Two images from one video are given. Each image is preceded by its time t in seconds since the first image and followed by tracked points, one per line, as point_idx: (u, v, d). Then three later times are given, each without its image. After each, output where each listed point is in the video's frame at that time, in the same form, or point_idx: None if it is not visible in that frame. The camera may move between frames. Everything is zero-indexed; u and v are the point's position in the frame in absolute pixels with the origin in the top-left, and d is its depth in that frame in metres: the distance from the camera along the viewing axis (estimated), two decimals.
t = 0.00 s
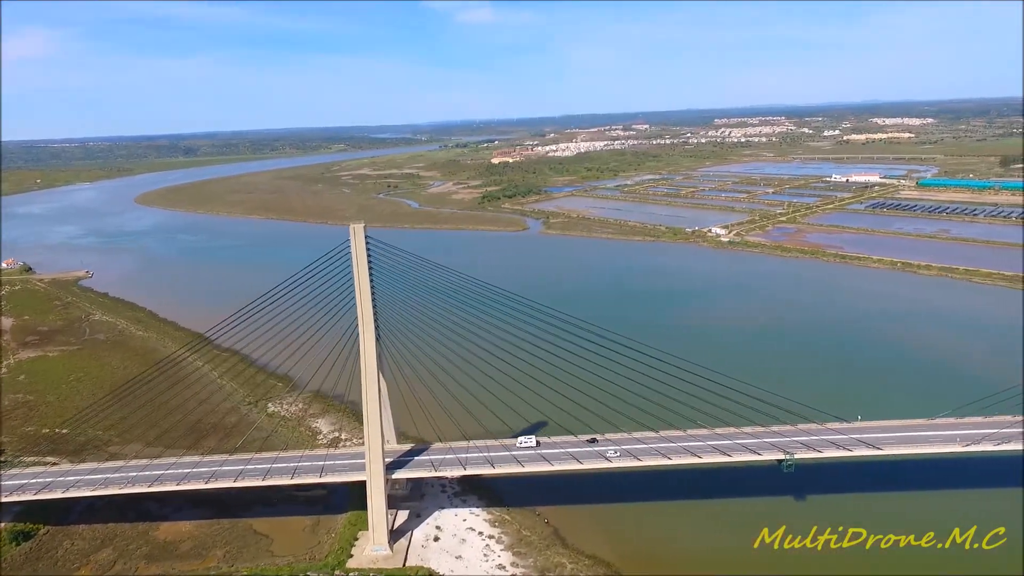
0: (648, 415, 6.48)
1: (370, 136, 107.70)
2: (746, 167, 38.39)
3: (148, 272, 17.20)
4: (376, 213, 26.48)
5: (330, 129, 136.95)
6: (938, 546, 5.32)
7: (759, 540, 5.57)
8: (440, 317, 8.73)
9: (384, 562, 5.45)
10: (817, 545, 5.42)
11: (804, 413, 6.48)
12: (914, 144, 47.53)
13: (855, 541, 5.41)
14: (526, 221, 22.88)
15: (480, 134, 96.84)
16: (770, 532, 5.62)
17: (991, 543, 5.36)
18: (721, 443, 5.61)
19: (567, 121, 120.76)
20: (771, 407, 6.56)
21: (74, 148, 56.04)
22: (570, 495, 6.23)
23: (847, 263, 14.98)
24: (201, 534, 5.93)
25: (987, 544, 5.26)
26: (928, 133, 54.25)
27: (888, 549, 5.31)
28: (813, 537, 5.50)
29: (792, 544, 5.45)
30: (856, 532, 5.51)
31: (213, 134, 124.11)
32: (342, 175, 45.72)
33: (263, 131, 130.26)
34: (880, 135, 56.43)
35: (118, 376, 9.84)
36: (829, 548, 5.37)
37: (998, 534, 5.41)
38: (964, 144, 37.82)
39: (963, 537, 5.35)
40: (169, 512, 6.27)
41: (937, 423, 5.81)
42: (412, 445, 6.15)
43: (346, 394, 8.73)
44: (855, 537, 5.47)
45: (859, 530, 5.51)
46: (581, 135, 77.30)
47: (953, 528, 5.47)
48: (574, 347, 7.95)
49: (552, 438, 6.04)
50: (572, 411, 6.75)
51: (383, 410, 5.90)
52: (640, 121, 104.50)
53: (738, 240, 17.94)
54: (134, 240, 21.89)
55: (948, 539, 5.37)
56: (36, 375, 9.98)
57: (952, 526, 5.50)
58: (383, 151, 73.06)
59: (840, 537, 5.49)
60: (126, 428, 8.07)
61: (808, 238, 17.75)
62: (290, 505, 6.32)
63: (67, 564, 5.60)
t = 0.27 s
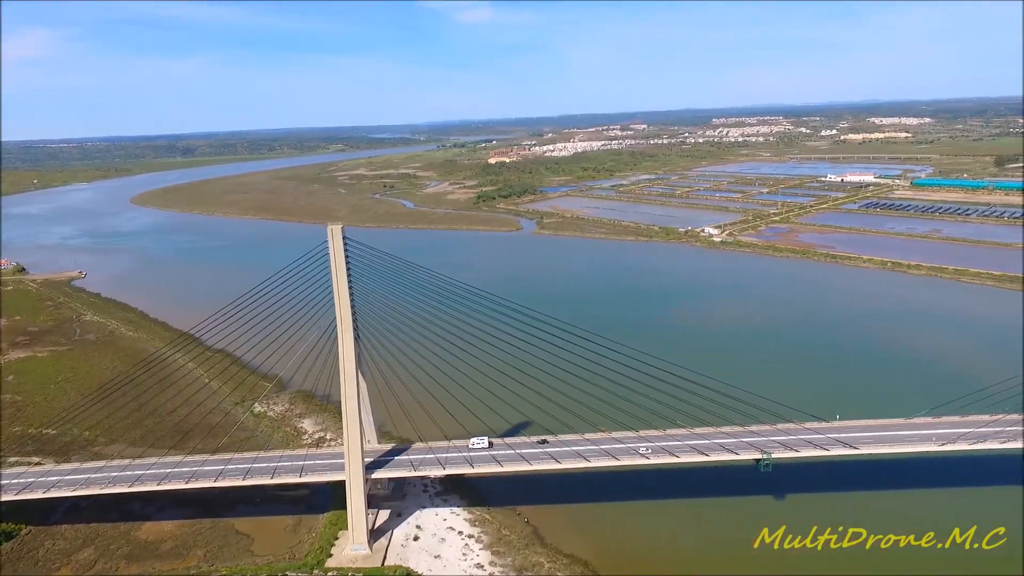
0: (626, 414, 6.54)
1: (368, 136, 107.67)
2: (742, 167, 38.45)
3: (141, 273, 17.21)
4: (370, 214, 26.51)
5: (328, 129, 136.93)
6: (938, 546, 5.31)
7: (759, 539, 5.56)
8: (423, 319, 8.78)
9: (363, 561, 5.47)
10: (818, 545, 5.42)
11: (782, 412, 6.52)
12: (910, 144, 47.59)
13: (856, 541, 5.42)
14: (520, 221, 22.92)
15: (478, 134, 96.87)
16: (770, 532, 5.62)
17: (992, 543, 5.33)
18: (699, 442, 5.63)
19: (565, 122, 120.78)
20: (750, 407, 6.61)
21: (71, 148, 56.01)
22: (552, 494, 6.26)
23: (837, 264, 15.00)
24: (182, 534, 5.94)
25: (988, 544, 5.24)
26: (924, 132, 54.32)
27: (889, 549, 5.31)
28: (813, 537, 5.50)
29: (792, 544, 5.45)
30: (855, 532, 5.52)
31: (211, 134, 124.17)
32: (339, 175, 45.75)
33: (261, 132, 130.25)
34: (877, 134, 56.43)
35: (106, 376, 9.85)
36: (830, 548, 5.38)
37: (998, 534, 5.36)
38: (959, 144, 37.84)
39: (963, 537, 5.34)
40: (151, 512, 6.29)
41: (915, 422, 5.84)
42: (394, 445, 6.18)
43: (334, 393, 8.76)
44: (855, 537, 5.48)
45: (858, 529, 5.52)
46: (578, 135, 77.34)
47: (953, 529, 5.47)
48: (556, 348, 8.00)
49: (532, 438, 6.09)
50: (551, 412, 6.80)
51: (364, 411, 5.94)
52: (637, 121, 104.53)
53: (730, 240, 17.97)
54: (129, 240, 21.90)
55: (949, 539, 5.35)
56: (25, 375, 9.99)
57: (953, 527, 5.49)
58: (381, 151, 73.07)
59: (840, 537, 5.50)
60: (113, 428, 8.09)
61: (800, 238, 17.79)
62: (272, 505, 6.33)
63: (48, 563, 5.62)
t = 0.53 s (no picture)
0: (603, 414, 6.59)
1: (368, 136, 107.71)
2: (739, 167, 38.47)
3: (135, 273, 17.24)
4: (366, 214, 26.54)
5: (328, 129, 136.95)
6: (939, 546, 5.43)
7: (759, 539, 5.56)
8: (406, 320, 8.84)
9: (342, 561, 5.50)
10: (818, 545, 5.43)
11: (762, 412, 6.55)
12: (908, 143, 47.58)
13: (856, 541, 5.43)
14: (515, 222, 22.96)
15: (477, 134, 96.91)
16: (770, 532, 5.62)
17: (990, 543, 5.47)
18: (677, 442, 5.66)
19: (564, 121, 120.76)
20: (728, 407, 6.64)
21: (70, 149, 56.06)
22: (533, 494, 6.30)
23: (828, 264, 15.03)
24: (164, 533, 5.97)
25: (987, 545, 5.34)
26: (923, 132, 54.33)
27: (889, 549, 5.33)
28: (813, 537, 5.51)
29: (793, 544, 5.45)
30: (856, 533, 5.53)
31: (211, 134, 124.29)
32: (336, 175, 45.78)
33: (261, 132, 130.35)
34: (875, 134, 56.40)
35: (95, 376, 9.88)
36: (830, 548, 5.38)
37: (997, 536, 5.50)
38: (956, 144, 37.82)
39: (963, 537, 5.48)
40: (134, 512, 6.31)
41: (894, 422, 5.85)
42: (375, 445, 6.21)
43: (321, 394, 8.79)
44: (855, 537, 5.49)
45: (859, 530, 5.53)
46: (577, 135, 77.36)
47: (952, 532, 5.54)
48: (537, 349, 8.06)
49: (512, 438, 6.12)
50: (529, 411, 6.85)
51: (344, 411, 5.96)
52: (636, 121, 104.52)
53: (723, 240, 17.99)
54: (124, 240, 21.92)
55: (948, 539, 5.49)
56: (14, 375, 10.02)
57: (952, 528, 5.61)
58: (380, 151, 73.10)
59: (840, 537, 5.51)
60: (99, 428, 8.11)
61: (793, 238, 17.81)
62: (255, 505, 6.36)
63: (29, 563, 5.65)
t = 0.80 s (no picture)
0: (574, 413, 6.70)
1: (367, 135, 107.69)
2: (737, 167, 38.50)
3: (130, 273, 17.28)
4: (363, 214, 26.56)
5: (328, 129, 136.99)
6: (937, 547, 5.32)
7: (759, 539, 5.58)
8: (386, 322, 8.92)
9: (323, 560, 5.52)
10: (818, 546, 5.47)
11: (745, 412, 6.58)
12: (906, 143, 47.56)
13: (855, 541, 5.46)
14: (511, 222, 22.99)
15: (476, 134, 96.93)
16: (770, 532, 5.63)
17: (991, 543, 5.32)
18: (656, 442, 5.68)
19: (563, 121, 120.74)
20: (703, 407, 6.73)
21: (69, 150, 56.07)
22: (515, 494, 6.32)
23: (821, 264, 15.03)
24: (147, 533, 5.99)
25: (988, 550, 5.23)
26: (922, 132, 54.31)
27: (889, 549, 5.35)
28: (813, 537, 5.54)
29: (792, 544, 5.48)
30: (856, 532, 5.55)
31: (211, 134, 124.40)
32: (334, 175, 45.81)
33: (261, 133, 130.42)
34: (873, 134, 56.35)
35: (85, 376, 9.90)
36: (830, 549, 5.42)
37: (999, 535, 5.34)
38: (954, 145, 37.79)
39: (963, 537, 5.33)
40: (118, 511, 6.33)
41: (872, 421, 5.88)
42: (357, 445, 6.23)
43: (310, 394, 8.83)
44: (855, 537, 5.51)
45: (859, 530, 5.55)
46: (576, 134, 77.36)
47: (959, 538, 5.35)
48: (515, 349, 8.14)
49: (494, 438, 6.14)
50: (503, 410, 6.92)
51: (326, 409, 5.99)
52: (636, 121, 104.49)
53: (717, 240, 18.00)
54: (120, 241, 21.94)
55: (948, 539, 5.35)
56: (5, 375, 10.05)
57: (953, 527, 5.47)
58: (379, 151, 73.13)
59: (840, 537, 5.54)
60: (87, 428, 8.14)
61: (787, 238, 17.81)
62: (238, 504, 6.39)
63: (12, 562, 5.67)
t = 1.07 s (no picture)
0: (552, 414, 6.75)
1: (367, 135, 107.76)
2: (735, 167, 38.49)
3: (125, 274, 17.30)
4: (359, 214, 26.58)
5: (328, 129, 137.07)
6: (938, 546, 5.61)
7: (759, 539, 5.60)
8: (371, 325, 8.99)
9: (304, 559, 5.55)
10: (817, 545, 5.46)
11: (729, 413, 6.63)
12: (905, 143, 47.52)
13: (855, 541, 5.48)
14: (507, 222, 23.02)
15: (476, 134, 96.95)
16: (770, 532, 5.64)
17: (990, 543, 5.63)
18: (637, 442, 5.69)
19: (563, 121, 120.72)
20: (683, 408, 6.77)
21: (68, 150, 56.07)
22: (499, 494, 6.35)
23: (814, 264, 15.03)
24: (130, 533, 6.01)
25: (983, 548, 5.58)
26: (921, 132, 54.22)
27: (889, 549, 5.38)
28: (813, 537, 5.54)
29: (793, 544, 5.49)
30: (856, 532, 5.56)
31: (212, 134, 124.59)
32: (333, 176, 45.84)
33: (262, 133, 130.56)
34: (872, 134, 56.29)
35: (77, 376, 9.93)
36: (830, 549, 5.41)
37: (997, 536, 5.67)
38: (952, 145, 37.76)
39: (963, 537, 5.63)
40: (103, 511, 6.35)
41: (854, 421, 5.89)
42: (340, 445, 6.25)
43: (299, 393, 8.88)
44: (855, 537, 5.52)
45: (859, 530, 5.56)
46: (576, 134, 77.34)
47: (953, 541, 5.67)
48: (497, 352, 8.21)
49: (477, 438, 6.15)
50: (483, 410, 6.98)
51: (308, 410, 6.02)
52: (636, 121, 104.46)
53: (711, 240, 18.01)
54: (116, 241, 21.96)
55: (949, 539, 5.64)
56: None
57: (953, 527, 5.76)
58: (378, 151, 73.21)
59: (840, 537, 5.55)
60: (76, 428, 8.16)
61: (781, 238, 17.82)
62: (223, 504, 6.41)
63: None
